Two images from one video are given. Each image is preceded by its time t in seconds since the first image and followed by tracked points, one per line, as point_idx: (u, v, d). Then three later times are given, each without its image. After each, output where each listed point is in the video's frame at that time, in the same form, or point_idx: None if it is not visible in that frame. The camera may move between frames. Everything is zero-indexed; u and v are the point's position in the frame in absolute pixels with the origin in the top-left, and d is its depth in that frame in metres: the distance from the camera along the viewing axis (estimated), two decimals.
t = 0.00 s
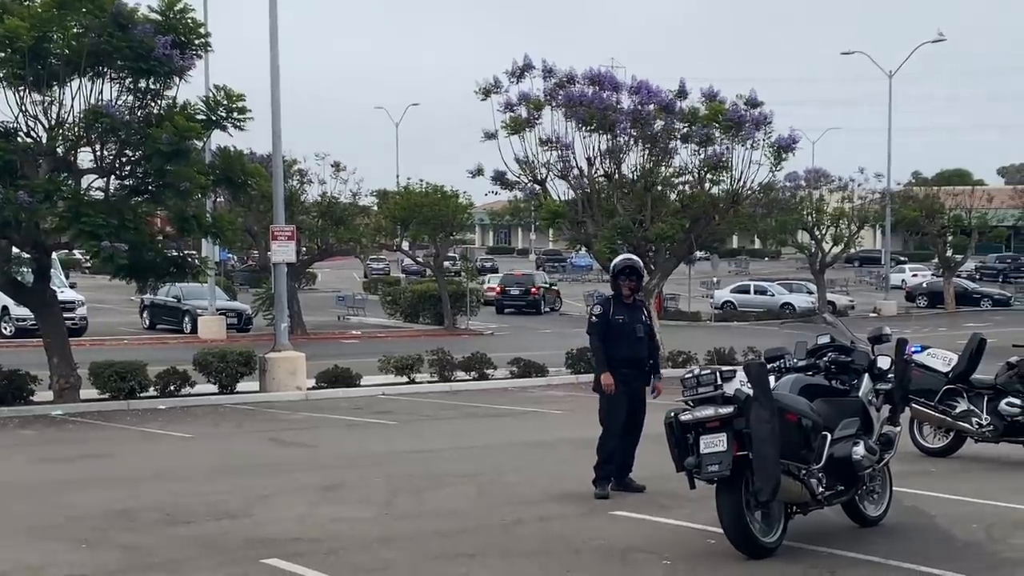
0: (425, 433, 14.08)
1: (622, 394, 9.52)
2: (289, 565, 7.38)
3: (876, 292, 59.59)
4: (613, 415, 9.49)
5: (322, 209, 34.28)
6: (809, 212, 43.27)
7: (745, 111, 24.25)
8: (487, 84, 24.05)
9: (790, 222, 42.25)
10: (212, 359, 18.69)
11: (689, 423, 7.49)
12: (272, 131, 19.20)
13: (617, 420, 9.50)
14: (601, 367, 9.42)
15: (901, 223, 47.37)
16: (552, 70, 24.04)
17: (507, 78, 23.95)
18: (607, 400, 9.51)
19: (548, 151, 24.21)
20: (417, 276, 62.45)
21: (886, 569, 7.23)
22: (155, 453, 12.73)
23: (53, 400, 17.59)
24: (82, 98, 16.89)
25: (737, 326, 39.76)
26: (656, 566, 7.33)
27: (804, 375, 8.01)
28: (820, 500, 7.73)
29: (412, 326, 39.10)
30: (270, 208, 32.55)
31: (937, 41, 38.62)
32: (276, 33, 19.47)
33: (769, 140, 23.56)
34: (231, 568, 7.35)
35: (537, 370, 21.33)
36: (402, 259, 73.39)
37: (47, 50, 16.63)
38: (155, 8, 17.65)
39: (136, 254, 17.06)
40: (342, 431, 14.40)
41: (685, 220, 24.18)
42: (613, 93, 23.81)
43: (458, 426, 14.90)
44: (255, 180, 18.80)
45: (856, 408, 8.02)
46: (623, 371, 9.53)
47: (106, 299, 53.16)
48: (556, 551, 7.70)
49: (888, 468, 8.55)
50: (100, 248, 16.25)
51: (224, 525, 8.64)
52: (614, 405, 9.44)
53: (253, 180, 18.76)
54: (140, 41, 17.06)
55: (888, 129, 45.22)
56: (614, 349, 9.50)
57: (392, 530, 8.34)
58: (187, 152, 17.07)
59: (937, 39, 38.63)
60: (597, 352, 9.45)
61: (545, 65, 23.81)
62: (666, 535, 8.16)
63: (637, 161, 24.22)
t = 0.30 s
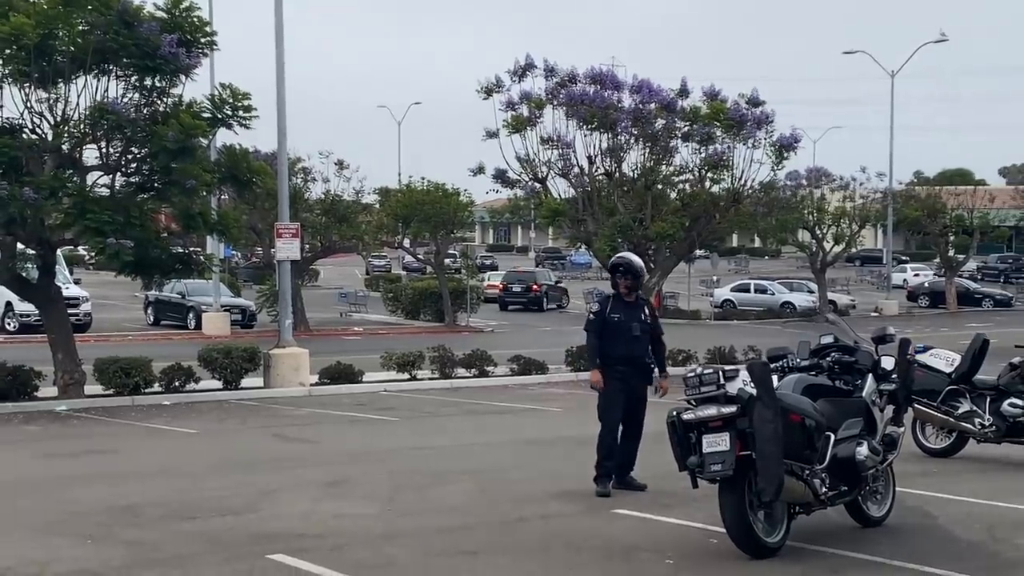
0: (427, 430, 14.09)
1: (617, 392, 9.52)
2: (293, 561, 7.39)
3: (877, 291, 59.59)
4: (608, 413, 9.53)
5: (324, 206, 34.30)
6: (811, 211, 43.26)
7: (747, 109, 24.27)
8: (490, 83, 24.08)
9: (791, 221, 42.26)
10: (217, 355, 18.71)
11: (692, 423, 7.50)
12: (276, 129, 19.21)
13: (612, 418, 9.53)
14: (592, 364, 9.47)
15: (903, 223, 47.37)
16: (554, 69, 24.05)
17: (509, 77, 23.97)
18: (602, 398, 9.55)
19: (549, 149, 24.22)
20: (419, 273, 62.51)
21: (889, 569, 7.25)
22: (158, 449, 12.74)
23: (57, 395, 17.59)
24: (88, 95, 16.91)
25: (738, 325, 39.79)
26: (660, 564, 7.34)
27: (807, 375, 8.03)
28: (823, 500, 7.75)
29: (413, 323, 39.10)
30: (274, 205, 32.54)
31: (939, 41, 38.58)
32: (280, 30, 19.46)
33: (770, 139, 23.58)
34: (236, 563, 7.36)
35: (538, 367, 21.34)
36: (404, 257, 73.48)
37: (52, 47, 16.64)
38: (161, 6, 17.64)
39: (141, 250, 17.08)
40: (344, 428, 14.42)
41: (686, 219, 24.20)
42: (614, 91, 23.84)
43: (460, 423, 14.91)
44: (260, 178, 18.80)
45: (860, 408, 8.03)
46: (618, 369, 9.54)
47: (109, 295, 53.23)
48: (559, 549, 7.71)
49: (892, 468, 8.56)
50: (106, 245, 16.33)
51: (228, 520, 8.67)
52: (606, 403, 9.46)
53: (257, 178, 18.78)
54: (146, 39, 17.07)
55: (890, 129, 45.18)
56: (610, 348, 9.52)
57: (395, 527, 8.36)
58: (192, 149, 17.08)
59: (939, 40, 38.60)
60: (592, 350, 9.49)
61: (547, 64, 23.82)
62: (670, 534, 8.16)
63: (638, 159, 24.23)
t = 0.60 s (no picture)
0: (431, 429, 14.07)
1: (615, 392, 9.48)
2: (298, 558, 7.37)
3: (883, 292, 59.46)
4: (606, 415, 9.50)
5: (328, 204, 34.29)
6: (818, 212, 43.14)
7: (755, 108, 24.22)
8: (495, 81, 24.04)
9: (797, 222, 42.15)
10: (220, 352, 18.71)
11: (700, 423, 7.47)
12: (283, 126, 19.19)
13: (610, 418, 9.48)
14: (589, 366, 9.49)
15: (909, 224, 47.25)
16: (560, 67, 24.03)
17: (514, 75, 23.95)
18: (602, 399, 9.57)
19: (554, 147, 24.19)
20: (423, 272, 62.58)
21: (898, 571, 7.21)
22: (162, 445, 12.73)
23: (62, 391, 17.57)
24: (93, 91, 16.90)
25: (744, 326, 39.71)
26: (667, 565, 7.32)
27: (817, 377, 8.00)
28: (832, 502, 7.72)
29: (417, 322, 39.09)
30: (279, 202, 32.49)
31: (947, 42, 38.39)
32: (287, 26, 19.43)
33: (778, 138, 23.53)
34: (241, 560, 7.34)
35: (541, 367, 21.30)
36: (408, 256, 73.48)
37: (58, 43, 16.64)
38: (167, 3, 17.61)
39: (146, 247, 17.06)
40: (347, 426, 14.39)
41: (693, 218, 24.13)
42: (620, 90, 23.80)
43: (464, 422, 14.89)
44: (265, 175, 18.78)
45: (870, 410, 8.00)
46: (617, 369, 9.51)
47: (114, 291, 53.30)
48: (565, 549, 7.69)
49: (901, 471, 8.52)
50: (111, 241, 16.30)
51: (231, 517, 8.64)
52: (602, 404, 9.44)
53: (262, 175, 18.74)
54: (151, 36, 17.06)
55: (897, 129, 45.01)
56: (608, 348, 9.53)
57: (400, 526, 8.32)
58: (198, 146, 17.10)
59: (948, 41, 38.40)
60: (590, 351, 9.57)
61: (553, 62, 23.79)
62: (675, 535, 8.14)
63: (643, 158, 24.20)
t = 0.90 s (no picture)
0: (430, 426, 14.08)
1: (611, 390, 9.50)
2: (296, 553, 7.38)
3: (882, 292, 59.47)
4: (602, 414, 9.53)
5: (328, 201, 34.28)
6: (817, 211, 43.11)
7: (755, 107, 24.22)
8: (495, 78, 24.03)
9: (796, 221, 42.16)
10: (219, 348, 18.70)
11: (698, 421, 7.48)
12: (283, 122, 19.18)
13: (606, 417, 9.51)
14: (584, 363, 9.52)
15: (908, 224, 47.26)
16: (560, 65, 24.04)
17: (514, 73, 23.94)
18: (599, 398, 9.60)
19: (554, 145, 24.19)
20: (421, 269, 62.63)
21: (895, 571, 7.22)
22: (161, 440, 12.74)
23: (61, 386, 17.57)
24: (94, 86, 16.90)
25: (742, 325, 39.73)
26: (664, 563, 7.33)
27: (815, 375, 8.01)
28: (830, 500, 7.73)
29: (416, 319, 39.10)
30: (279, 199, 32.47)
31: (948, 42, 38.30)
32: (288, 22, 19.43)
33: (778, 137, 23.54)
34: (239, 555, 7.35)
35: (540, 365, 21.32)
36: (408, 253, 73.53)
37: (58, 38, 16.64)
38: None
39: (146, 242, 17.07)
40: (346, 422, 14.41)
41: (692, 217, 24.14)
42: (621, 88, 23.79)
43: (462, 419, 14.90)
44: (264, 172, 18.79)
45: (867, 409, 8.01)
46: (613, 367, 9.52)
47: (113, 287, 53.32)
48: (564, 546, 7.70)
49: (898, 470, 8.53)
50: (110, 236, 16.31)
51: (230, 512, 8.65)
52: (597, 402, 9.47)
53: (262, 171, 18.72)
54: (152, 31, 17.06)
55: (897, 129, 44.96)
56: (605, 347, 9.55)
57: (398, 521, 8.33)
58: (198, 142, 17.11)
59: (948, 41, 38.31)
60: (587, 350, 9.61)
61: (554, 60, 23.79)
62: (673, 532, 8.15)
63: (643, 156, 24.18)
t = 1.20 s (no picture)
0: (421, 423, 14.08)
1: (605, 389, 9.50)
2: (284, 551, 7.37)
3: (872, 291, 59.58)
4: (596, 414, 9.51)
5: (321, 197, 34.23)
6: (808, 210, 43.15)
7: (747, 106, 24.17)
8: (488, 76, 24.01)
9: (787, 220, 42.22)
10: (210, 345, 18.67)
11: (688, 419, 7.49)
12: (275, 119, 19.16)
13: (599, 417, 9.49)
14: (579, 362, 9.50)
15: (899, 224, 47.35)
16: (554, 63, 24.04)
17: (508, 70, 23.94)
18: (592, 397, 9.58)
19: (547, 143, 24.19)
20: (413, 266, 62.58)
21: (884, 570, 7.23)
22: (152, 437, 12.72)
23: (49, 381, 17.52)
24: (84, 80, 16.85)
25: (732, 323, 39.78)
26: (654, 561, 7.33)
27: (804, 374, 8.02)
28: (818, 499, 7.75)
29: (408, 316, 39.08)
30: (270, 194, 32.43)
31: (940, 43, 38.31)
32: (280, 18, 19.40)
33: (769, 137, 23.56)
34: (228, 552, 7.35)
35: (532, 362, 21.31)
36: (400, 250, 73.43)
37: (49, 32, 16.60)
38: None
39: (136, 238, 17.03)
40: (338, 419, 14.41)
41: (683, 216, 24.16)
42: (614, 87, 23.79)
43: (453, 417, 14.89)
44: (256, 168, 18.80)
45: (857, 408, 8.02)
46: (608, 366, 9.52)
47: (104, 282, 53.17)
48: (553, 543, 7.71)
49: (887, 468, 8.55)
50: (99, 232, 16.27)
51: (220, 510, 8.63)
52: (591, 401, 9.47)
53: (253, 167, 18.71)
54: (143, 26, 17.02)
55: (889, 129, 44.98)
56: (599, 347, 9.54)
57: (388, 519, 8.33)
58: (188, 137, 17.07)
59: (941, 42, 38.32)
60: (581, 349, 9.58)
61: (547, 58, 23.79)
62: (662, 530, 8.17)
63: (636, 155, 24.18)
